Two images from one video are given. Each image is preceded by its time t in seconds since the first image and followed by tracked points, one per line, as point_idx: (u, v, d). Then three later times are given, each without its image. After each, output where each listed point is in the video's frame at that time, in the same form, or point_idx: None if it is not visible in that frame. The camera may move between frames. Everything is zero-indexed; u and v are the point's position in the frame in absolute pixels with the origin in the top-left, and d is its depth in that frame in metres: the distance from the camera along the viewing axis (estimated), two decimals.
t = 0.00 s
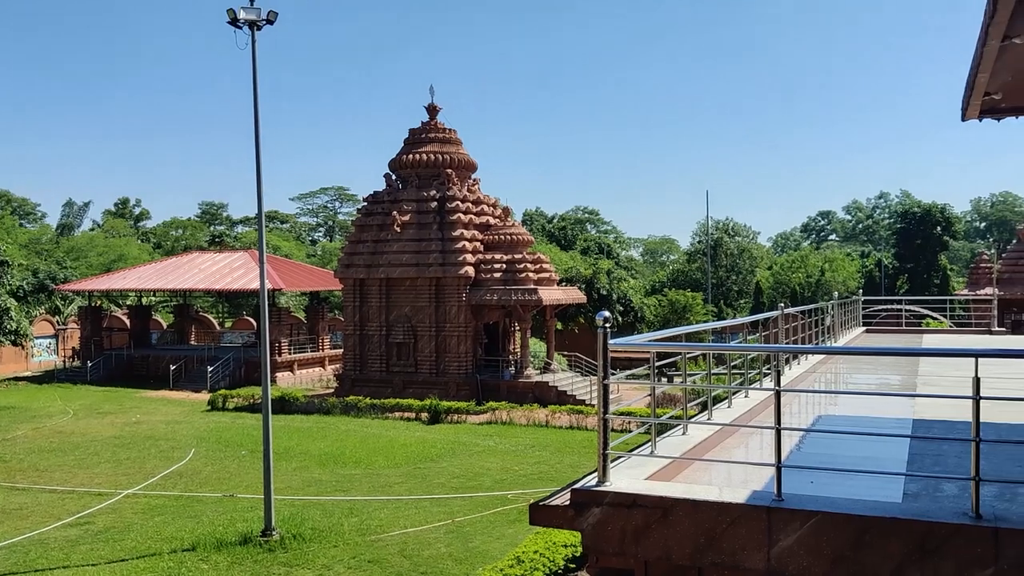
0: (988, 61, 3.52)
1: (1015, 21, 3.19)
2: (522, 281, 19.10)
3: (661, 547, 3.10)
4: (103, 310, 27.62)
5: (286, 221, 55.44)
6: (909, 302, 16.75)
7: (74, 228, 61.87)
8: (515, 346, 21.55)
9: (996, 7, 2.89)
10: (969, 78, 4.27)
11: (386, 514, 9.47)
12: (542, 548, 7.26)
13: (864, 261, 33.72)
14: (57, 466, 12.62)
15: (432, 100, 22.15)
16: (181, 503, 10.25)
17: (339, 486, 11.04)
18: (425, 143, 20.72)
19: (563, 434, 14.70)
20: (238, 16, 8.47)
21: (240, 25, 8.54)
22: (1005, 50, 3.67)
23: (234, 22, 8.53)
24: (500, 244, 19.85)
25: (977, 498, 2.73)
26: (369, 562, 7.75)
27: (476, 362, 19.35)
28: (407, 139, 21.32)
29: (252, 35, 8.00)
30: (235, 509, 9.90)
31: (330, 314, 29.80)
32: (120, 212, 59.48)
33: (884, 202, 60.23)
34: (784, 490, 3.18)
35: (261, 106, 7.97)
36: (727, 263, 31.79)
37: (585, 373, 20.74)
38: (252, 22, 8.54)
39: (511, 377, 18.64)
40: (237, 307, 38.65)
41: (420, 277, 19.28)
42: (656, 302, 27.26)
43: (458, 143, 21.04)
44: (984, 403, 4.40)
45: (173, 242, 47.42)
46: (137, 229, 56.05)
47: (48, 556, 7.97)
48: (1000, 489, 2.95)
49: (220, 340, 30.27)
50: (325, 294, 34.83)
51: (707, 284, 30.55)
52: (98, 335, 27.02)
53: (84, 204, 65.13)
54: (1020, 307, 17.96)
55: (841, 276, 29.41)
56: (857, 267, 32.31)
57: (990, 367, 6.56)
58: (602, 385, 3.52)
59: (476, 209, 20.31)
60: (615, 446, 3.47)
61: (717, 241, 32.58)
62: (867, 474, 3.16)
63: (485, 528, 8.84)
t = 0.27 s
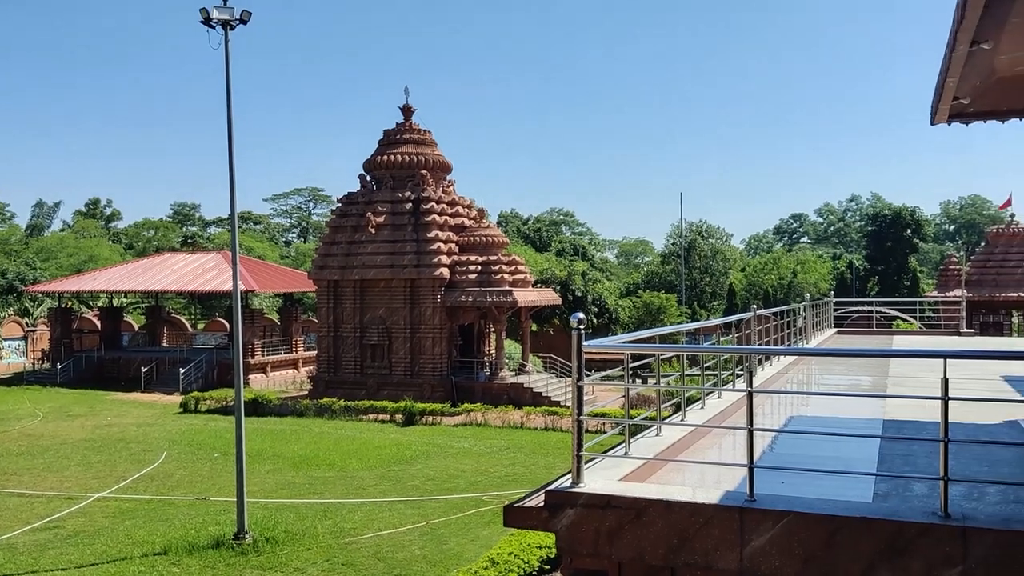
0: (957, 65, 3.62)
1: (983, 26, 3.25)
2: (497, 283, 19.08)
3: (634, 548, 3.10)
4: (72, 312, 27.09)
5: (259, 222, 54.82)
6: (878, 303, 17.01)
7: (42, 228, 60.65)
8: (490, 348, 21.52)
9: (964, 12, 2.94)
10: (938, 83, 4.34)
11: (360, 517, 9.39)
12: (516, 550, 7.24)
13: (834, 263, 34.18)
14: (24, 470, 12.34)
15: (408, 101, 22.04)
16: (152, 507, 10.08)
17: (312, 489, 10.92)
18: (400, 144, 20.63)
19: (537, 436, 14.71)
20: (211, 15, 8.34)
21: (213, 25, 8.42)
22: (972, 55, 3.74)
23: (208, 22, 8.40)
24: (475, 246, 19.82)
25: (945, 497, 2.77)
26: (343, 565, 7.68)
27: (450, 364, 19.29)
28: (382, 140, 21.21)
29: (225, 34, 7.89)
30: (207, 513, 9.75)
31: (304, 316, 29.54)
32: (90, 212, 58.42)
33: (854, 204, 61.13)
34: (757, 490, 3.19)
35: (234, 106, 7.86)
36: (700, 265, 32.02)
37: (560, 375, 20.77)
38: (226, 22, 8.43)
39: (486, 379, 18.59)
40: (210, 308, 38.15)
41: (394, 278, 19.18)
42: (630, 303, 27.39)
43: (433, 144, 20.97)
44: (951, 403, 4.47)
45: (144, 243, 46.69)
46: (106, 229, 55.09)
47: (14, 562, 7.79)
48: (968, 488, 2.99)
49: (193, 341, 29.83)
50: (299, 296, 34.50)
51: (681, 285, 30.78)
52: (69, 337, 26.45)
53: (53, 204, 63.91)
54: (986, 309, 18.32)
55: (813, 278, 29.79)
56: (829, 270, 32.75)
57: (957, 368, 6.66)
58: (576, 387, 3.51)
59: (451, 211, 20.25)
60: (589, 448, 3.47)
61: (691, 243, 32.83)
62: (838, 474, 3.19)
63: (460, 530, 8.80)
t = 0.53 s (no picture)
0: (926, 71, 3.67)
1: (952, 31, 3.29)
2: (472, 285, 19.06)
3: (609, 550, 3.10)
4: (42, 314, 26.57)
5: (232, 223, 54.18)
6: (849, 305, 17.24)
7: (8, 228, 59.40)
8: (465, 350, 21.47)
9: (934, 19, 2.97)
10: (907, 88, 4.41)
11: (335, 520, 9.30)
12: (491, 552, 7.22)
13: (806, 265, 34.60)
14: None
15: (383, 102, 21.92)
16: (124, 511, 9.90)
17: (286, 492, 10.79)
18: (375, 146, 20.51)
19: (512, 438, 14.69)
20: (184, 15, 8.22)
21: (186, 25, 8.30)
22: (942, 61, 3.79)
23: (180, 21, 8.27)
24: (450, 248, 19.77)
25: (916, 497, 2.80)
26: (317, 569, 7.59)
27: (426, 366, 19.21)
28: (357, 141, 21.07)
29: (198, 34, 7.78)
30: (179, 517, 9.60)
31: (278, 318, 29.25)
32: (61, 213, 57.39)
33: (826, 207, 61.93)
34: (731, 490, 3.20)
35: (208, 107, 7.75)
36: (675, 267, 32.22)
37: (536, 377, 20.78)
38: (199, 22, 8.31)
39: (461, 381, 18.54)
40: (183, 311, 37.65)
41: (369, 280, 19.05)
42: (605, 305, 27.48)
43: (408, 146, 20.88)
44: (920, 404, 4.53)
45: (115, 244, 45.95)
46: (76, 230, 54.13)
47: None
48: (937, 487, 3.02)
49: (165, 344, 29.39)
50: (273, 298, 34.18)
51: (656, 288, 30.95)
52: (39, 340, 25.90)
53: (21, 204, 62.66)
54: (954, 311, 18.64)
55: (785, 280, 30.11)
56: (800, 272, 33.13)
57: (926, 369, 6.76)
58: (551, 389, 3.49)
59: (426, 212, 20.17)
60: (563, 450, 3.45)
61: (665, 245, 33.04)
62: (811, 475, 3.21)
63: (435, 532, 8.76)
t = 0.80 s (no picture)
0: (896, 75, 3.71)
1: (919, 37, 3.34)
2: (446, 287, 19.01)
3: (581, 552, 3.09)
4: (8, 316, 25.99)
5: (204, 224, 53.45)
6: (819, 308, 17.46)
7: None
8: (439, 352, 21.38)
9: (900, 25, 3.02)
10: (876, 93, 4.47)
11: (307, 524, 9.18)
12: (465, 555, 7.18)
13: (777, 267, 34.98)
14: None
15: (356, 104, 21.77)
16: (93, 515, 9.68)
17: (258, 496, 10.64)
18: (348, 147, 20.36)
19: (486, 440, 14.65)
20: (155, 14, 8.09)
21: (157, 25, 8.17)
22: (909, 65, 3.85)
23: (151, 21, 8.14)
24: (424, 250, 19.69)
25: (884, 497, 2.82)
26: (290, 573, 7.49)
27: (399, 368, 19.09)
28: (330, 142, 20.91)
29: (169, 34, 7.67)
30: (149, 521, 9.42)
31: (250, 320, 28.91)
32: (28, 214, 56.23)
33: (797, 210, 62.70)
34: (702, 491, 3.21)
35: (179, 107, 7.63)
36: (648, 269, 32.39)
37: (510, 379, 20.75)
38: (170, 21, 8.19)
39: (435, 384, 18.45)
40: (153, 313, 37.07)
41: (342, 282, 18.90)
42: (579, 307, 27.53)
43: (381, 148, 20.76)
44: (889, 405, 4.58)
45: (84, 246, 45.09)
46: (42, 231, 53.03)
47: None
48: (905, 488, 3.05)
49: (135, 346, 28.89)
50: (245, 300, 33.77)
51: (629, 289, 31.08)
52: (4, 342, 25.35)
53: None
54: (922, 313, 18.94)
55: (757, 283, 30.40)
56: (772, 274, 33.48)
57: (894, 371, 6.85)
58: (524, 391, 3.47)
59: (399, 214, 20.06)
60: (536, 452, 3.44)
61: (638, 247, 33.22)
62: (780, 476, 3.23)
63: (408, 535, 8.68)
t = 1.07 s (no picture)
0: (863, 79, 3.77)
1: (886, 43, 3.39)
2: (418, 289, 18.90)
3: (553, 553, 3.09)
4: None
5: (173, 225, 52.61)
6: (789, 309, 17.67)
7: None
8: (411, 354, 21.27)
9: (867, 31, 3.05)
10: (843, 97, 4.53)
11: (277, 527, 9.06)
12: (436, 558, 7.12)
13: (747, 270, 35.34)
14: None
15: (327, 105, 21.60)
16: (59, 520, 9.46)
17: (228, 499, 10.48)
18: (319, 148, 20.19)
19: (458, 442, 14.59)
20: (122, 14, 7.95)
21: (125, 24, 8.02)
22: (876, 70, 3.90)
23: (119, 20, 7.99)
24: (395, 252, 19.59)
25: (851, 497, 2.85)
26: None
27: (371, 371, 18.95)
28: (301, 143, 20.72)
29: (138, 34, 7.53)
30: (117, 525, 9.23)
31: (220, 322, 28.50)
32: None
33: (767, 212, 63.39)
34: (674, 489, 3.21)
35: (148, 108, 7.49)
36: (620, 271, 32.54)
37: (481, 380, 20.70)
38: (138, 21, 8.05)
39: (407, 386, 18.36)
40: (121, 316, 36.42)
41: (313, 284, 18.71)
42: (551, 309, 27.56)
43: (352, 149, 20.61)
44: (856, 405, 4.63)
45: (49, 246, 44.15)
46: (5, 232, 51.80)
47: None
48: (872, 487, 3.08)
49: (102, 349, 28.32)
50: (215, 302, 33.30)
51: (601, 291, 31.17)
52: None
53: None
54: (889, 314, 19.22)
55: (727, 284, 30.67)
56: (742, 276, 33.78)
57: (861, 372, 6.94)
58: (495, 393, 3.45)
59: (371, 215, 19.91)
60: (506, 453, 3.42)
61: (610, 250, 33.37)
62: (750, 476, 3.24)
63: (380, 538, 8.60)
